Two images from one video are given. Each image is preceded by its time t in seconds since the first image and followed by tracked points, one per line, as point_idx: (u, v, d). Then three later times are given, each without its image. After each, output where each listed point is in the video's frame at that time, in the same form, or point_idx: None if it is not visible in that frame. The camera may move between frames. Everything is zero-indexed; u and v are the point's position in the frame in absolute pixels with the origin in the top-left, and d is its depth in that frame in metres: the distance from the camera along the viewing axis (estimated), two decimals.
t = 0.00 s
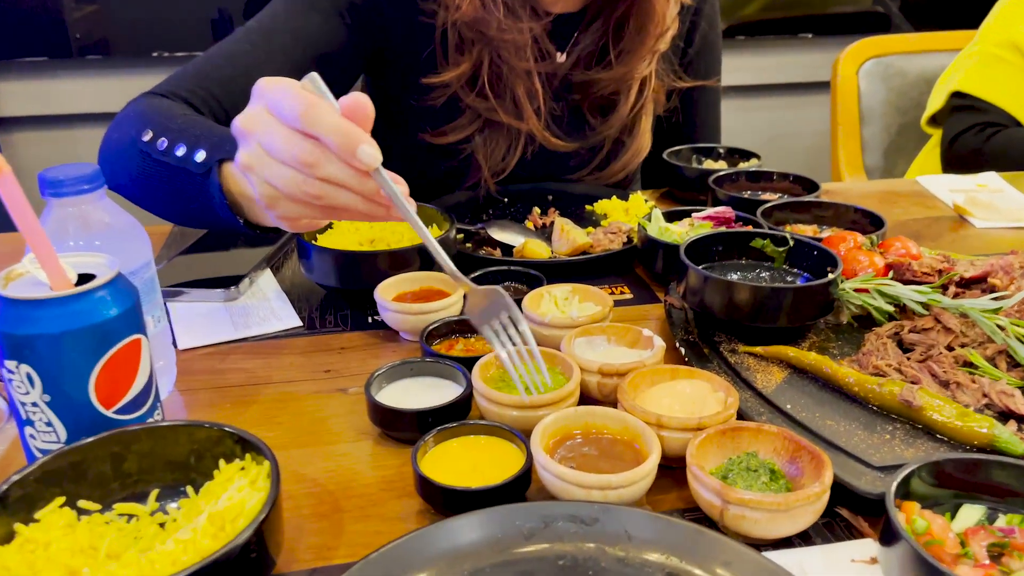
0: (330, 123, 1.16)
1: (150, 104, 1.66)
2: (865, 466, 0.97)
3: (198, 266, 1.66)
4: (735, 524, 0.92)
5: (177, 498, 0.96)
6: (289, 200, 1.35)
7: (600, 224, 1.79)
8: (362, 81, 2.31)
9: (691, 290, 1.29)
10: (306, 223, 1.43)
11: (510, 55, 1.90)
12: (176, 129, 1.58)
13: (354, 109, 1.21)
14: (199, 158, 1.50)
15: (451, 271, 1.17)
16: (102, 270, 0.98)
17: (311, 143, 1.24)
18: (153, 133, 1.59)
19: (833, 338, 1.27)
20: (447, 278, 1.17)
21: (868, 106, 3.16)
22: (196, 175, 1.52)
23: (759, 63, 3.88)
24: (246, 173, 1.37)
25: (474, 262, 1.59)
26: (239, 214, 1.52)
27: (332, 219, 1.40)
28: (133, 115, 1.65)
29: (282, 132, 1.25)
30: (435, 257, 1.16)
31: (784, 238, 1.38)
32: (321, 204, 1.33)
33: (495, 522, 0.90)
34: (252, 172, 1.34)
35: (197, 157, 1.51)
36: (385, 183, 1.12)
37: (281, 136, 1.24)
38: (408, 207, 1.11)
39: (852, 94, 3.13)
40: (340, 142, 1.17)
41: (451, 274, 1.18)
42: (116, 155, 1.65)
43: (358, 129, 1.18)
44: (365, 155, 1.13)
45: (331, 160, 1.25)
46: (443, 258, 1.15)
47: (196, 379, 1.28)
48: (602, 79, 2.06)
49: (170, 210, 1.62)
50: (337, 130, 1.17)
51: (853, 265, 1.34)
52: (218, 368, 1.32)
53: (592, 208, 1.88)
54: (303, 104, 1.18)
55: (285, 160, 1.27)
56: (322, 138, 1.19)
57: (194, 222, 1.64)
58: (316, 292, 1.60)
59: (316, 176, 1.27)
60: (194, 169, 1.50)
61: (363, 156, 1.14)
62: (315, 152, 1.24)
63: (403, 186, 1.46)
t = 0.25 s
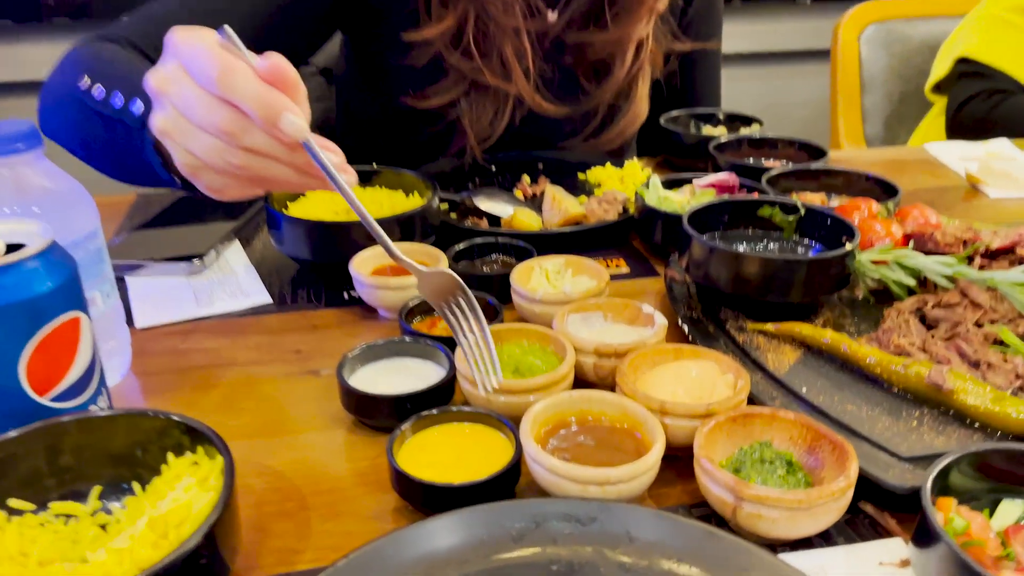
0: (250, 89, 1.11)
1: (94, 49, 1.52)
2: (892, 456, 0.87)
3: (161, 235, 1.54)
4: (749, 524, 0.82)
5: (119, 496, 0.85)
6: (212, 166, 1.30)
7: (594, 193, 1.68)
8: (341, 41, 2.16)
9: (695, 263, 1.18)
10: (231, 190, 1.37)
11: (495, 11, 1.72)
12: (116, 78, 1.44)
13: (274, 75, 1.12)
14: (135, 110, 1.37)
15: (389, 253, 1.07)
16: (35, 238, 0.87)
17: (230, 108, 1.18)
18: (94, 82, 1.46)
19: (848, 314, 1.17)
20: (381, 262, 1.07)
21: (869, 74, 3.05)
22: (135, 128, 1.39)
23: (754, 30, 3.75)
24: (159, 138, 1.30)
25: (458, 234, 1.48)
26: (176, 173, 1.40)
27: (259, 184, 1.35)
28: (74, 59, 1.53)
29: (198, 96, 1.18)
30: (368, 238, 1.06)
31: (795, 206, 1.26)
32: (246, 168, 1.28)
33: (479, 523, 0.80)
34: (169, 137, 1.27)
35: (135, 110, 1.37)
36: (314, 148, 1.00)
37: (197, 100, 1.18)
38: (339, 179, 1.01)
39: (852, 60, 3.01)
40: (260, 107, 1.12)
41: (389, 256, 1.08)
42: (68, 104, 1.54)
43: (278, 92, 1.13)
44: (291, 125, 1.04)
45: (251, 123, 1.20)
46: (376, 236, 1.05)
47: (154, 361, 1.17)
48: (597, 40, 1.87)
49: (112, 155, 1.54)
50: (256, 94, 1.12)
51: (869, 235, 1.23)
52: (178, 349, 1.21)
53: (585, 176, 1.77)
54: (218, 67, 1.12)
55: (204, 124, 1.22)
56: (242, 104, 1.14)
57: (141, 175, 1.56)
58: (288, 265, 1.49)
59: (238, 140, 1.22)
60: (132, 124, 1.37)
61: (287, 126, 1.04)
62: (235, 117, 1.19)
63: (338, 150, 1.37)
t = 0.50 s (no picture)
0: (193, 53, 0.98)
1: (48, 9, 1.49)
2: (921, 452, 0.80)
3: (132, 215, 1.46)
4: (767, 528, 0.74)
5: (71, 500, 0.78)
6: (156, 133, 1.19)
7: (591, 171, 1.60)
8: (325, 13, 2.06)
9: (702, 244, 1.10)
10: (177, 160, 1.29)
11: None
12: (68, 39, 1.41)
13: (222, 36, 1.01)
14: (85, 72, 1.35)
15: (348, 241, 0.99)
16: None
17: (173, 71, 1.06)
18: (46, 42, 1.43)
19: (865, 298, 1.09)
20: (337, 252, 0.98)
21: (872, 50, 2.96)
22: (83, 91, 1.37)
23: (753, 6, 3.65)
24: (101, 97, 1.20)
25: (449, 213, 1.40)
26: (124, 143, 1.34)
27: (206, 154, 1.26)
28: (28, 21, 1.50)
29: (141, 55, 1.06)
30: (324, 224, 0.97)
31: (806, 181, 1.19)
32: (190, 141, 1.18)
33: (469, 529, 0.73)
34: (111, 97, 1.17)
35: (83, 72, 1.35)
36: (268, 120, 0.92)
37: (138, 62, 1.06)
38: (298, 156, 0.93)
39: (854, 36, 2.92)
40: (208, 72, 0.99)
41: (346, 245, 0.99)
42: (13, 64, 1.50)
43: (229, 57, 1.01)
44: (241, 91, 0.94)
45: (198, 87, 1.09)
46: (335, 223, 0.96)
47: (122, 348, 1.09)
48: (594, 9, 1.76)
49: (58, 121, 1.50)
50: (206, 58, 0.99)
51: (887, 214, 1.16)
52: (148, 336, 1.13)
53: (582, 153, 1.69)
54: (159, 27, 0.99)
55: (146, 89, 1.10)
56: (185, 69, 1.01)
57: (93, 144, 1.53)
58: (269, 246, 1.40)
59: (181, 107, 1.11)
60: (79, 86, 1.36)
61: (237, 92, 0.95)
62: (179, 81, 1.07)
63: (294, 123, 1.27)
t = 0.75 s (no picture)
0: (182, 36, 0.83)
1: None
2: (957, 450, 0.73)
3: (104, 193, 1.38)
4: (792, 535, 0.67)
5: (23, 506, 0.70)
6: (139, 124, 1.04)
7: (590, 148, 1.52)
8: None
9: (712, 223, 1.03)
10: (162, 151, 1.14)
11: None
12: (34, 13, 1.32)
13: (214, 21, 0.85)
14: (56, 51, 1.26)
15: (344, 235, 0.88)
16: None
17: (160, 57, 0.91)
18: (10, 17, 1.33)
19: (886, 281, 1.02)
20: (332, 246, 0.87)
21: (875, 26, 2.87)
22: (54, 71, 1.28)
23: None
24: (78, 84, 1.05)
25: (440, 191, 1.32)
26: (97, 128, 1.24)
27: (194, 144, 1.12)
28: None
29: (121, 38, 0.91)
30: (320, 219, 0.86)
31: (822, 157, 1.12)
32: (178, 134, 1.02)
33: (464, 537, 0.66)
34: (89, 85, 1.02)
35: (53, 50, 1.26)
36: (262, 114, 0.82)
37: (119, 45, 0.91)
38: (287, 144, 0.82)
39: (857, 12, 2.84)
40: (199, 61, 0.84)
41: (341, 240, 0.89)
42: None
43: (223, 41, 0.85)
44: (232, 79, 0.80)
45: (188, 76, 0.93)
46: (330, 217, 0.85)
47: (88, 336, 1.02)
48: None
49: (28, 102, 1.42)
50: (196, 44, 0.83)
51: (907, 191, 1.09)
52: (117, 323, 1.05)
53: (580, 129, 1.61)
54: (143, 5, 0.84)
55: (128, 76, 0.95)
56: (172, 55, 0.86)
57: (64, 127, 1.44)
58: (249, 227, 1.32)
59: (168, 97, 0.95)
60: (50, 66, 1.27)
61: (229, 81, 0.81)
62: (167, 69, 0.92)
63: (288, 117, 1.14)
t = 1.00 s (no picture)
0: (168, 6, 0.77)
1: None
2: (990, 447, 0.69)
3: (88, 175, 1.32)
4: (818, 538, 0.64)
5: None
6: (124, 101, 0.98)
7: (592, 129, 1.48)
8: None
9: (724, 207, 0.99)
10: (145, 131, 1.09)
11: None
12: None
13: None
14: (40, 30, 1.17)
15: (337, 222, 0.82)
16: None
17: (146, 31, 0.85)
18: None
19: (906, 267, 0.98)
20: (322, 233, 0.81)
21: (879, 7, 2.82)
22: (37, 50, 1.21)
23: None
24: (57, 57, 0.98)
25: (439, 173, 1.27)
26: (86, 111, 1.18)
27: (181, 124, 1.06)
28: None
29: (104, 12, 0.84)
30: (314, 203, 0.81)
31: (837, 136, 1.07)
32: (167, 112, 0.97)
33: (469, 542, 0.62)
34: (70, 58, 0.95)
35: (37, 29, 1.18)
36: (258, 93, 0.76)
37: (100, 17, 0.84)
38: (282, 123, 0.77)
39: None
40: (187, 36, 0.78)
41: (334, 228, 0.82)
42: None
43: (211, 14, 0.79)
44: (222, 54, 0.75)
45: (176, 51, 0.87)
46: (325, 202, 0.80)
47: (70, 324, 0.97)
48: None
49: (12, 85, 1.36)
50: (183, 17, 0.77)
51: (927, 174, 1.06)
52: (101, 311, 1.00)
53: (582, 110, 1.56)
54: None
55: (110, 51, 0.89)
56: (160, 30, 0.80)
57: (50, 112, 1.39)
58: (240, 210, 1.27)
59: (154, 74, 0.89)
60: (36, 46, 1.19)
61: (218, 57, 0.75)
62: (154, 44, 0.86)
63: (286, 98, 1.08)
